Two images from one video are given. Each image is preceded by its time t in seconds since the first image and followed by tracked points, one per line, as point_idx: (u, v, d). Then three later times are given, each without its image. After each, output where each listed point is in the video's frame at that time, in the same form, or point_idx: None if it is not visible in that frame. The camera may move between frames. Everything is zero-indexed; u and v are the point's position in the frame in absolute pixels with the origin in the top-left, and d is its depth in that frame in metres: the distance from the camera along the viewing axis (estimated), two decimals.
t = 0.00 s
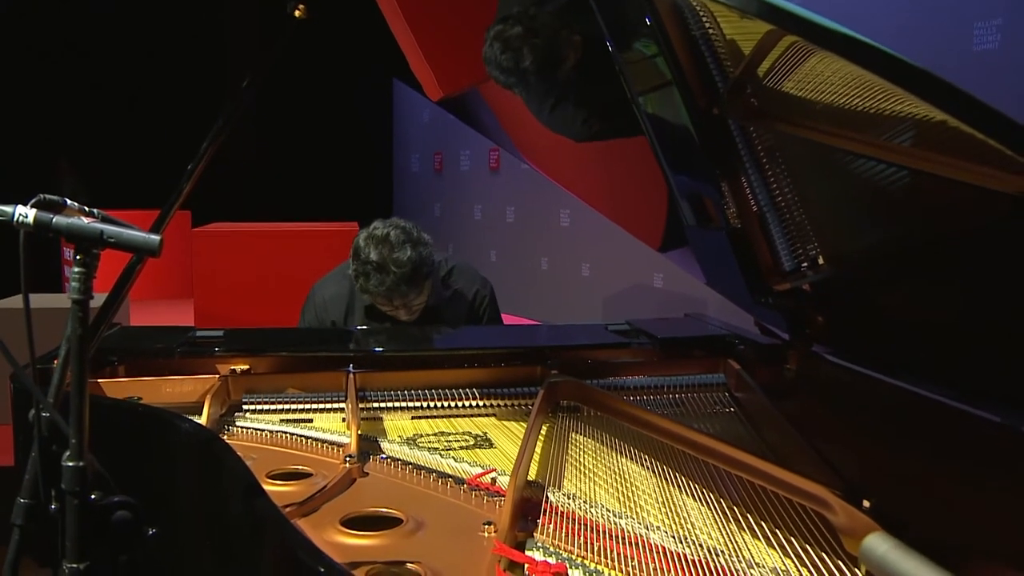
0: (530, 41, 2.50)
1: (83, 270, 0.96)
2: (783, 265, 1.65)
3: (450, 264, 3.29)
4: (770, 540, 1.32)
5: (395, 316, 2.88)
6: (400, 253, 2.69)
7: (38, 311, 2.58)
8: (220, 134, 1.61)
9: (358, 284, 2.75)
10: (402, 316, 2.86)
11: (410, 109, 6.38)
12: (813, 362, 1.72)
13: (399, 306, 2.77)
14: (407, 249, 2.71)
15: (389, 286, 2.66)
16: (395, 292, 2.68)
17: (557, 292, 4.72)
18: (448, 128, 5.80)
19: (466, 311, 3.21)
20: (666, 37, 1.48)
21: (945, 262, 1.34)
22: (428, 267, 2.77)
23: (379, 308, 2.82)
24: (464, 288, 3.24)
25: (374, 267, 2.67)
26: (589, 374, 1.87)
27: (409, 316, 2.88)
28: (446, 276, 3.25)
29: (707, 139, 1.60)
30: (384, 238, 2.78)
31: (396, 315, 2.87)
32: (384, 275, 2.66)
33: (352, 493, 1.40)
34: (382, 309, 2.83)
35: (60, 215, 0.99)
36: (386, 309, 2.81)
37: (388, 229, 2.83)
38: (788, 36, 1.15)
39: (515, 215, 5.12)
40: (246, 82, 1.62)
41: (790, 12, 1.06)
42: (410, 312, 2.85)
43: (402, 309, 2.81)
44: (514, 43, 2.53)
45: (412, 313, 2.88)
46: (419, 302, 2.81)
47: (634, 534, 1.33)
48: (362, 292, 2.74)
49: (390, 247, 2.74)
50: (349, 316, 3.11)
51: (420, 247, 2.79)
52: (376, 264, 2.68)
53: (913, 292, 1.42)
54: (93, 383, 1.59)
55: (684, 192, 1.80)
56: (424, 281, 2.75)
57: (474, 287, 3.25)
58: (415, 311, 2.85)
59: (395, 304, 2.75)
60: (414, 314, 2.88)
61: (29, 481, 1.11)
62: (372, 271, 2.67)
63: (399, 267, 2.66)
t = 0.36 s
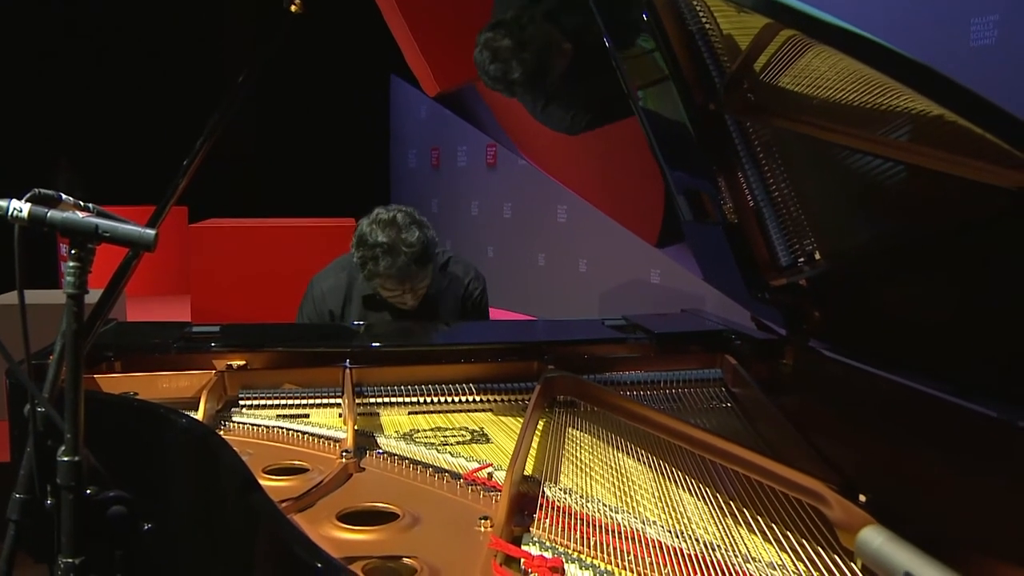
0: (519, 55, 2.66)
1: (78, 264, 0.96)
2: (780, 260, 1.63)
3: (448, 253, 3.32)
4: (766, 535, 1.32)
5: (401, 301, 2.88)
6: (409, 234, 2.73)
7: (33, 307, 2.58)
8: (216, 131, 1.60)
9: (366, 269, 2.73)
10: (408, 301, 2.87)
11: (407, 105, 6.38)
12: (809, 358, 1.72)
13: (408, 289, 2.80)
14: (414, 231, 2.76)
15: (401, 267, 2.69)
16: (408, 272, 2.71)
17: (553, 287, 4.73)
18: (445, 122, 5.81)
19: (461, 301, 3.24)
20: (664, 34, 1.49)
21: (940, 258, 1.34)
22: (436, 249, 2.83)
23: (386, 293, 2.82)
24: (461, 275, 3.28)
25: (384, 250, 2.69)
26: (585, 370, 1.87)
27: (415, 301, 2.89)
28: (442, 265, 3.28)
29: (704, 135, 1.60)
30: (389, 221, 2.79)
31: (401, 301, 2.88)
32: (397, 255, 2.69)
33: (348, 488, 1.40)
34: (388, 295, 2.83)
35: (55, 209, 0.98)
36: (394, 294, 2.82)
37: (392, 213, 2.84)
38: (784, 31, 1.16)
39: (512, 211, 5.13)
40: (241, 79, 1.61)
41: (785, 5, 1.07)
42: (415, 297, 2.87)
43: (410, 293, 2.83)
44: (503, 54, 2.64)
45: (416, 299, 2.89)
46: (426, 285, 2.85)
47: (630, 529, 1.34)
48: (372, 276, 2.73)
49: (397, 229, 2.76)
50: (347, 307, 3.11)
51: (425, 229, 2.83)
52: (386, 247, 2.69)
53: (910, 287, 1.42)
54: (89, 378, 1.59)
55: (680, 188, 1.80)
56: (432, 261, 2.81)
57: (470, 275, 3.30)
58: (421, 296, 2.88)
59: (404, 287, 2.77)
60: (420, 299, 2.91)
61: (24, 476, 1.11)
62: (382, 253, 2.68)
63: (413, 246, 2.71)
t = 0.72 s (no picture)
0: (505, 69, 2.82)
1: (73, 262, 0.96)
2: (776, 259, 1.66)
3: (450, 248, 3.37)
4: (762, 532, 1.32)
5: (402, 288, 2.99)
6: (414, 219, 2.86)
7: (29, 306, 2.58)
8: (212, 129, 1.60)
9: (372, 251, 2.86)
10: (410, 288, 2.98)
11: (405, 104, 6.38)
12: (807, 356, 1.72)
13: (411, 274, 2.91)
14: (420, 217, 2.89)
15: (405, 249, 2.81)
16: (411, 256, 2.83)
17: (550, 285, 4.73)
18: (443, 121, 5.81)
19: (462, 296, 3.29)
20: (661, 33, 1.50)
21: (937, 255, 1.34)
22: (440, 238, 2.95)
23: (389, 278, 2.94)
24: (464, 268, 3.34)
25: (389, 233, 2.82)
26: (582, 368, 1.88)
27: (416, 288, 2.99)
28: (444, 261, 3.32)
29: (701, 133, 1.61)
30: (397, 205, 2.95)
31: (402, 288, 2.98)
32: (402, 238, 2.81)
33: (345, 486, 1.40)
34: (390, 280, 2.95)
35: (50, 207, 0.98)
36: (396, 278, 2.93)
37: (400, 202, 2.97)
38: (781, 29, 1.16)
39: (509, 209, 5.13)
40: (237, 77, 1.61)
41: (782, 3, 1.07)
42: (417, 284, 2.97)
43: (412, 279, 2.94)
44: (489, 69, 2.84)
45: (418, 286, 3.00)
46: (429, 272, 2.95)
47: (626, 527, 1.34)
48: (377, 258, 2.86)
49: (403, 214, 2.90)
50: (351, 304, 3.16)
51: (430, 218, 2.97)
52: (392, 230, 2.83)
53: (907, 286, 1.42)
54: (86, 376, 1.59)
55: (677, 185, 1.80)
56: (435, 249, 2.93)
57: (472, 270, 3.36)
58: (423, 284, 2.99)
59: (407, 271, 2.88)
60: (421, 287, 3.02)
61: (20, 475, 1.09)
62: (388, 236, 2.81)
63: (417, 231, 2.83)
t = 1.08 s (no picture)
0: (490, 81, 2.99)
1: (72, 261, 0.96)
2: (776, 256, 1.65)
3: (455, 248, 3.36)
4: (761, 531, 1.32)
5: (399, 276, 3.04)
6: (416, 204, 2.97)
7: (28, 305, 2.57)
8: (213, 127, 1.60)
9: (371, 232, 2.97)
10: (406, 276, 3.02)
11: (404, 103, 6.38)
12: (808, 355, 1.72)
13: (408, 259, 2.96)
14: (423, 202, 2.99)
15: (403, 230, 2.89)
16: (409, 237, 2.90)
17: (550, 285, 4.72)
18: (443, 121, 5.81)
19: (464, 295, 3.31)
20: (660, 31, 1.49)
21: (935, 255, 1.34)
22: (440, 226, 3.01)
23: (386, 263, 3.00)
24: (468, 269, 3.34)
25: (391, 212, 2.94)
26: (582, 368, 1.88)
27: (413, 276, 3.03)
28: (448, 259, 3.33)
29: (700, 132, 1.61)
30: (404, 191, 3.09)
31: (399, 275, 3.03)
32: (402, 218, 2.91)
33: (345, 485, 1.40)
34: (387, 265, 3.01)
35: (49, 206, 0.98)
36: (393, 263, 2.99)
37: (407, 188, 3.10)
38: (780, 26, 1.15)
39: (508, 208, 5.13)
40: (237, 75, 1.61)
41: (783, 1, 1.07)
42: (414, 272, 3.02)
43: (409, 265, 2.99)
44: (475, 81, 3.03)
45: (416, 276, 3.04)
46: (427, 260, 3.00)
47: (625, 526, 1.34)
48: (375, 239, 2.96)
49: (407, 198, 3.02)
50: (354, 298, 3.19)
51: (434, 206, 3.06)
52: (393, 209, 2.95)
53: (906, 285, 1.41)
54: (85, 375, 1.59)
55: (676, 185, 1.80)
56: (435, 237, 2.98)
57: (477, 270, 3.36)
58: (422, 273, 3.03)
59: (404, 255, 2.94)
60: (419, 277, 3.06)
61: (19, 473, 1.08)
62: (389, 214, 2.93)
63: (417, 214, 2.92)
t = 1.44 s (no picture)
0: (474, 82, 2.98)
1: (72, 261, 0.96)
2: (775, 257, 1.64)
3: (449, 246, 3.43)
4: (760, 531, 1.32)
5: (390, 262, 3.04)
6: (413, 187, 3.02)
7: (27, 305, 2.57)
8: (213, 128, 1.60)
9: (367, 212, 3.02)
10: (398, 261, 3.03)
11: (404, 101, 6.39)
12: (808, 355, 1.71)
13: (400, 243, 2.98)
14: (419, 187, 3.04)
15: (398, 209, 2.93)
16: (403, 218, 2.93)
17: (550, 286, 4.72)
18: (443, 120, 5.82)
19: (457, 294, 3.34)
20: (660, 31, 1.49)
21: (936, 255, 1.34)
22: (435, 213, 3.04)
23: (379, 246, 3.02)
24: (461, 267, 3.39)
25: (388, 192, 2.99)
26: (582, 368, 1.88)
27: (404, 262, 3.04)
28: (442, 257, 3.39)
29: (699, 131, 1.60)
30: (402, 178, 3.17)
31: (390, 261, 3.04)
32: (397, 198, 2.96)
33: (345, 485, 1.40)
34: (380, 249, 3.02)
35: (50, 206, 0.98)
36: (385, 247, 3.01)
37: (406, 175, 3.17)
38: (781, 27, 1.16)
39: (508, 208, 5.13)
40: (237, 75, 1.60)
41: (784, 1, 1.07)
42: (405, 257, 3.03)
43: (401, 249, 3.00)
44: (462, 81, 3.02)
45: (407, 262, 3.05)
46: (419, 246, 3.01)
47: (625, 525, 1.34)
48: (370, 219, 2.99)
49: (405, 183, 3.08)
50: (350, 292, 3.23)
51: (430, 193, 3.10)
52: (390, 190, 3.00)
53: (908, 284, 1.41)
54: (86, 375, 1.59)
55: (676, 184, 1.80)
56: (429, 222, 3.01)
57: (470, 267, 3.41)
58: (415, 261, 3.06)
59: (396, 238, 2.96)
60: (410, 265, 3.06)
61: (19, 474, 1.08)
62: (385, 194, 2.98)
63: (413, 196, 2.98)
